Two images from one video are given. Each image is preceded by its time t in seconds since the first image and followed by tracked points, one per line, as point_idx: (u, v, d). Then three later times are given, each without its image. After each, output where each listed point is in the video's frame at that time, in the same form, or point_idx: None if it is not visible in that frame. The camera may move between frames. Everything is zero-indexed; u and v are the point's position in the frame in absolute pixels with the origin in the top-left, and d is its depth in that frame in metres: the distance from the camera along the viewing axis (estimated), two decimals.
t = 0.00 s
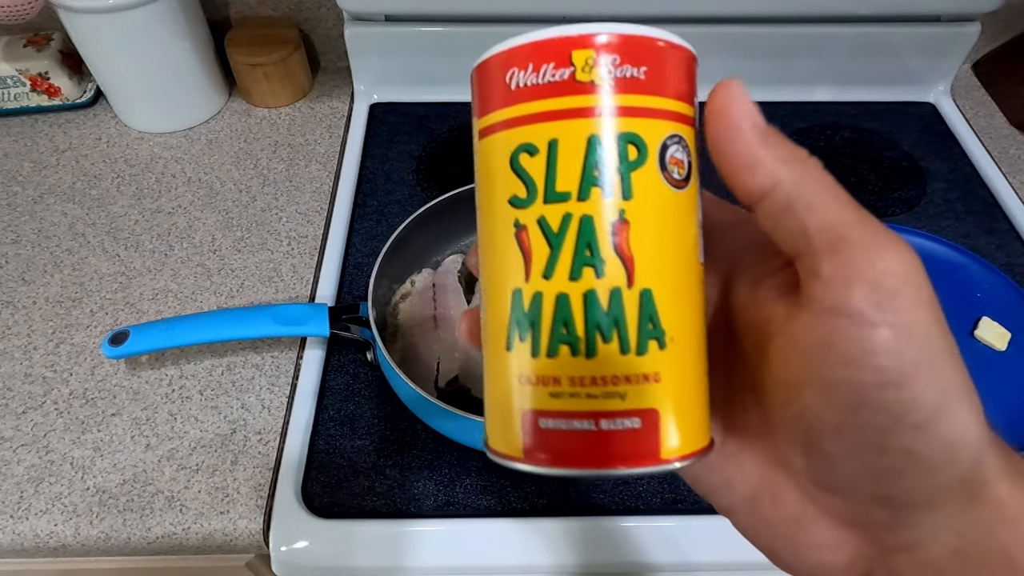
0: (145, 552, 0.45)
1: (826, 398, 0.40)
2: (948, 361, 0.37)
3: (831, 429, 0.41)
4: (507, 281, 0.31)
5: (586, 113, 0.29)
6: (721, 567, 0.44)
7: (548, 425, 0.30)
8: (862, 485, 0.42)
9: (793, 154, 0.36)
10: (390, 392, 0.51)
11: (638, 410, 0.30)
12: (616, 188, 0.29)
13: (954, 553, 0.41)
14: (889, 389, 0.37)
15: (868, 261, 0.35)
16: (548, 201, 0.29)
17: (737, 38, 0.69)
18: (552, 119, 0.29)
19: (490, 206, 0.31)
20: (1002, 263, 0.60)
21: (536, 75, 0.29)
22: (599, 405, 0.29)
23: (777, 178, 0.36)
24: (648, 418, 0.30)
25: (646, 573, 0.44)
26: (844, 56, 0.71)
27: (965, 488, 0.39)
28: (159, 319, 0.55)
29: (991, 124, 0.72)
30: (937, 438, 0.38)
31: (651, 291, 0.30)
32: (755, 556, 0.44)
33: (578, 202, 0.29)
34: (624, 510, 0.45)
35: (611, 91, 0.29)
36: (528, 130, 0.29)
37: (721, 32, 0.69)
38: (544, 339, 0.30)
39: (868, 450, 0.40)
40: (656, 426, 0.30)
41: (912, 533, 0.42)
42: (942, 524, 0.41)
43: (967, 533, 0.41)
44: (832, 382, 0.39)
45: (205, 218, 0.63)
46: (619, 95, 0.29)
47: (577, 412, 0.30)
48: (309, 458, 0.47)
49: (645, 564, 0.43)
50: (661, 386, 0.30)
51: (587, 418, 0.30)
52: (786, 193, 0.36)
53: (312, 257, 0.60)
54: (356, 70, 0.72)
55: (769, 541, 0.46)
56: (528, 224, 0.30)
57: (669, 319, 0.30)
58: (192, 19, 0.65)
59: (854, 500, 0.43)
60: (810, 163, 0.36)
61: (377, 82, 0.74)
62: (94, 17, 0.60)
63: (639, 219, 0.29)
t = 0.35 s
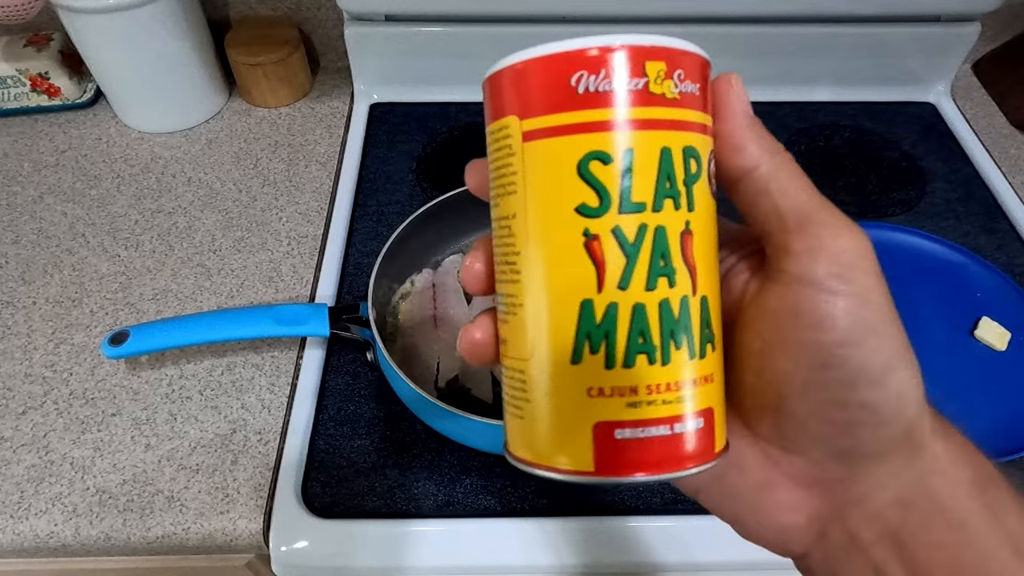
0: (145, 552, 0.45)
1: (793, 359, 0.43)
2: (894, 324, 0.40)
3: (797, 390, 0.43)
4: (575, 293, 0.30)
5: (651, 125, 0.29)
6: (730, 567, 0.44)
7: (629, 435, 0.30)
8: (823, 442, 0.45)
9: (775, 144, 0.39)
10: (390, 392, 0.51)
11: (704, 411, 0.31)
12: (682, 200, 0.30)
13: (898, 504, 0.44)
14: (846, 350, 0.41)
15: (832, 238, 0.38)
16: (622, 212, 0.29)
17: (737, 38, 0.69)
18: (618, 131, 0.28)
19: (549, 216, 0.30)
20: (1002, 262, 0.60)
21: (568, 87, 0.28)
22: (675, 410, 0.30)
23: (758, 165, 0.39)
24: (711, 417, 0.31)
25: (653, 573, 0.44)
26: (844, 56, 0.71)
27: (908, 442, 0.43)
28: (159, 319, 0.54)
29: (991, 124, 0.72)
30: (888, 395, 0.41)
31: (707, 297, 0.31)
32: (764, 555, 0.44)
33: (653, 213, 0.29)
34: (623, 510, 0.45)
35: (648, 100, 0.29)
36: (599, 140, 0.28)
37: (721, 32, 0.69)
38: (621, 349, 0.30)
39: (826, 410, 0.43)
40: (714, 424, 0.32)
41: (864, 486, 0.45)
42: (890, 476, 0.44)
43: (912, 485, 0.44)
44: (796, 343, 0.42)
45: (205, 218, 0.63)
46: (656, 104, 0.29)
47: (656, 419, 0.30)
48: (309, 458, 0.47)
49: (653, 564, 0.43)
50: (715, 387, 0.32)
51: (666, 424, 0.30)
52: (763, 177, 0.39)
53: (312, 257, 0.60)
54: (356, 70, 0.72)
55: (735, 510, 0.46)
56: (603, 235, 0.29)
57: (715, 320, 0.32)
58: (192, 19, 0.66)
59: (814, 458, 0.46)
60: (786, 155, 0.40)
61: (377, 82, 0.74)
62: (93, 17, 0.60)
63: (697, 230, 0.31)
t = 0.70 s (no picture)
0: (145, 552, 0.45)
1: (765, 332, 0.42)
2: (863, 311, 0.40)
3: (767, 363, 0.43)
4: (571, 271, 0.30)
5: (656, 109, 0.29)
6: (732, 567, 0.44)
7: (615, 409, 0.30)
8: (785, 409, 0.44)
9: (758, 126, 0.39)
10: (390, 392, 0.51)
11: (685, 386, 0.31)
12: (679, 184, 0.30)
13: (847, 466, 0.43)
14: (815, 327, 0.40)
15: (807, 220, 0.38)
16: (622, 194, 0.29)
17: (737, 38, 0.69)
18: (625, 113, 0.28)
19: (549, 192, 0.29)
20: (1002, 262, 0.60)
21: (566, 65, 0.28)
22: (658, 386, 0.31)
23: (743, 147, 0.38)
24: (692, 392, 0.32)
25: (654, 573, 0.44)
26: (844, 56, 0.71)
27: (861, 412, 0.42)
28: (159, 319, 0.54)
29: (991, 124, 0.72)
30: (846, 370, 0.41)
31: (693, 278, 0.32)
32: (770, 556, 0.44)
33: (651, 195, 0.29)
34: (623, 511, 0.45)
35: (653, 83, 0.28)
36: (605, 121, 0.28)
37: (721, 32, 0.69)
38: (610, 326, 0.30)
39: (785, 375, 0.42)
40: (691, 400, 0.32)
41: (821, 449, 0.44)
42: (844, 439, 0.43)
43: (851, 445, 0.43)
44: (772, 318, 0.41)
45: (205, 218, 0.63)
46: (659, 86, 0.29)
47: (641, 392, 0.30)
48: (309, 458, 0.47)
49: (655, 564, 0.43)
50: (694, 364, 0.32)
51: (650, 399, 0.30)
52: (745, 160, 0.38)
53: (313, 257, 0.60)
54: (356, 70, 0.72)
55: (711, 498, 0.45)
56: (603, 213, 0.29)
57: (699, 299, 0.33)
58: (192, 19, 0.65)
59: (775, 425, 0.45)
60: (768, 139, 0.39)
61: (377, 82, 0.74)
62: (94, 17, 0.60)
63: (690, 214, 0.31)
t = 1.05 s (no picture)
0: (145, 552, 0.45)
1: (727, 369, 0.41)
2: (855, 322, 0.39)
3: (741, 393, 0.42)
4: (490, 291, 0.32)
5: (554, 140, 0.29)
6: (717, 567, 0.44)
7: (529, 423, 0.32)
8: (767, 450, 0.43)
9: (719, 141, 0.38)
10: (390, 392, 0.51)
11: (613, 409, 0.32)
12: (589, 209, 0.30)
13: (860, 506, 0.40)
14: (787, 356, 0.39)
15: (763, 248, 0.38)
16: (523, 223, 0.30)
17: (738, 37, 0.69)
18: (523, 146, 0.29)
19: (473, 220, 0.32)
20: (1001, 262, 0.60)
21: (491, 103, 0.29)
22: (571, 406, 0.31)
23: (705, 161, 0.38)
24: (620, 415, 0.32)
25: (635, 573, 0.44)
26: (844, 56, 0.71)
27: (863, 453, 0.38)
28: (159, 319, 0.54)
29: (991, 124, 0.72)
30: (823, 409, 0.39)
31: (623, 302, 0.31)
32: (749, 556, 0.44)
33: (554, 223, 0.30)
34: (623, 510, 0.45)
35: (558, 115, 0.28)
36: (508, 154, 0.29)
37: (722, 32, 0.69)
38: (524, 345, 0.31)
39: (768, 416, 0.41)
40: (625, 423, 0.32)
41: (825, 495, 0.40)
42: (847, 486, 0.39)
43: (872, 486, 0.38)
44: (739, 351, 0.40)
45: (205, 218, 0.63)
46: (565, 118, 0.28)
47: (560, 411, 0.31)
48: (310, 458, 0.47)
49: (637, 564, 0.43)
50: (631, 387, 0.32)
51: (563, 417, 0.31)
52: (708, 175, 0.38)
53: (313, 257, 0.60)
54: (356, 70, 0.72)
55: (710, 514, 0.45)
56: (508, 241, 0.31)
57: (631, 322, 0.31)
58: (192, 18, 0.66)
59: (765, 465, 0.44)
60: (736, 155, 0.39)
61: (377, 82, 0.74)
62: (94, 17, 0.60)
63: (613, 238, 0.30)
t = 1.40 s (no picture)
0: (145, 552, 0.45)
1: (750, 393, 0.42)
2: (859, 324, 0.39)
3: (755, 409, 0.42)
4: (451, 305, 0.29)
5: (502, 185, 0.25)
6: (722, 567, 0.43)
7: (476, 429, 0.30)
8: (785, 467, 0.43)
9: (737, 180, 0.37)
10: (390, 392, 0.51)
11: (552, 425, 0.28)
12: (542, 261, 0.25)
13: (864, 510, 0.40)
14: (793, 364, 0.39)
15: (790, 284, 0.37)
16: (484, 271, 0.27)
17: (738, 38, 0.69)
18: (483, 201, 0.25)
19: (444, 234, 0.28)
20: (1002, 262, 0.60)
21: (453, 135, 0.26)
22: (510, 415, 0.28)
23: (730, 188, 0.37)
24: (557, 429, 0.28)
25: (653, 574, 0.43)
26: (844, 56, 0.71)
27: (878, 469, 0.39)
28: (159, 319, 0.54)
29: (991, 124, 0.72)
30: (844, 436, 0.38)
31: (570, 342, 0.27)
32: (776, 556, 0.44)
33: (500, 261, 0.26)
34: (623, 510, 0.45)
35: (516, 177, 0.24)
36: (462, 197, 0.26)
37: (721, 32, 0.69)
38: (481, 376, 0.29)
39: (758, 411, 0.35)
40: (564, 439, 0.29)
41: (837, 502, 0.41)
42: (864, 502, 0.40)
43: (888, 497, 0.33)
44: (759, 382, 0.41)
45: (205, 218, 0.63)
46: (522, 179, 0.24)
47: (507, 419, 0.29)
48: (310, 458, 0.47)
49: (651, 564, 0.43)
50: (576, 410, 0.28)
51: (510, 422, 0.29)
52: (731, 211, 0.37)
53: (312, 257, 0.60)
54: (356, 70, 0.72)
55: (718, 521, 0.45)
56: (461, 266, 0.27)
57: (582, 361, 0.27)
58: (192, 18, 0.66)
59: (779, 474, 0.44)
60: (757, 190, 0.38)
61: (378, 82, 0.74)
62: (94, 17, 0.60)
63: (565, 280, 0.26)
